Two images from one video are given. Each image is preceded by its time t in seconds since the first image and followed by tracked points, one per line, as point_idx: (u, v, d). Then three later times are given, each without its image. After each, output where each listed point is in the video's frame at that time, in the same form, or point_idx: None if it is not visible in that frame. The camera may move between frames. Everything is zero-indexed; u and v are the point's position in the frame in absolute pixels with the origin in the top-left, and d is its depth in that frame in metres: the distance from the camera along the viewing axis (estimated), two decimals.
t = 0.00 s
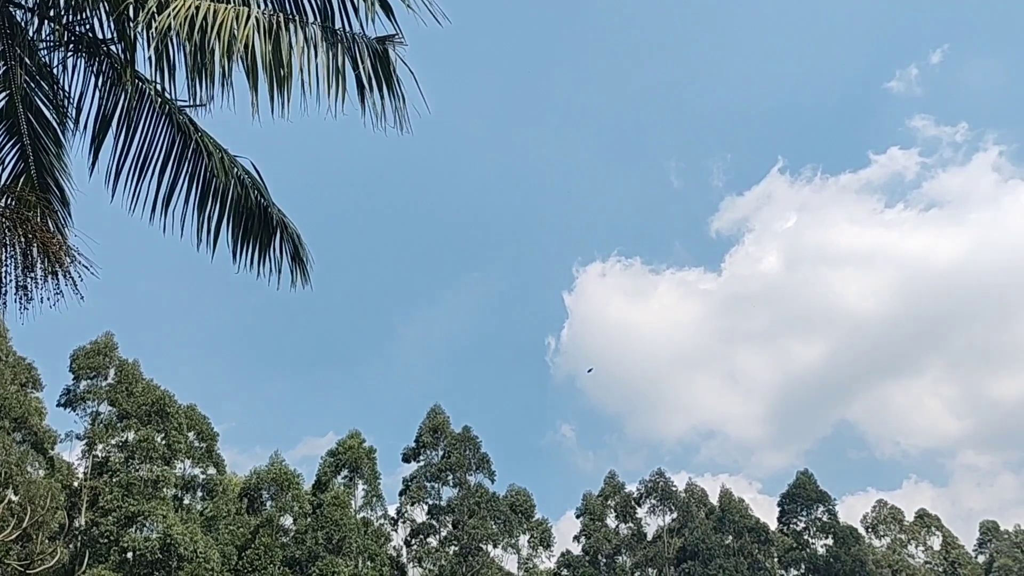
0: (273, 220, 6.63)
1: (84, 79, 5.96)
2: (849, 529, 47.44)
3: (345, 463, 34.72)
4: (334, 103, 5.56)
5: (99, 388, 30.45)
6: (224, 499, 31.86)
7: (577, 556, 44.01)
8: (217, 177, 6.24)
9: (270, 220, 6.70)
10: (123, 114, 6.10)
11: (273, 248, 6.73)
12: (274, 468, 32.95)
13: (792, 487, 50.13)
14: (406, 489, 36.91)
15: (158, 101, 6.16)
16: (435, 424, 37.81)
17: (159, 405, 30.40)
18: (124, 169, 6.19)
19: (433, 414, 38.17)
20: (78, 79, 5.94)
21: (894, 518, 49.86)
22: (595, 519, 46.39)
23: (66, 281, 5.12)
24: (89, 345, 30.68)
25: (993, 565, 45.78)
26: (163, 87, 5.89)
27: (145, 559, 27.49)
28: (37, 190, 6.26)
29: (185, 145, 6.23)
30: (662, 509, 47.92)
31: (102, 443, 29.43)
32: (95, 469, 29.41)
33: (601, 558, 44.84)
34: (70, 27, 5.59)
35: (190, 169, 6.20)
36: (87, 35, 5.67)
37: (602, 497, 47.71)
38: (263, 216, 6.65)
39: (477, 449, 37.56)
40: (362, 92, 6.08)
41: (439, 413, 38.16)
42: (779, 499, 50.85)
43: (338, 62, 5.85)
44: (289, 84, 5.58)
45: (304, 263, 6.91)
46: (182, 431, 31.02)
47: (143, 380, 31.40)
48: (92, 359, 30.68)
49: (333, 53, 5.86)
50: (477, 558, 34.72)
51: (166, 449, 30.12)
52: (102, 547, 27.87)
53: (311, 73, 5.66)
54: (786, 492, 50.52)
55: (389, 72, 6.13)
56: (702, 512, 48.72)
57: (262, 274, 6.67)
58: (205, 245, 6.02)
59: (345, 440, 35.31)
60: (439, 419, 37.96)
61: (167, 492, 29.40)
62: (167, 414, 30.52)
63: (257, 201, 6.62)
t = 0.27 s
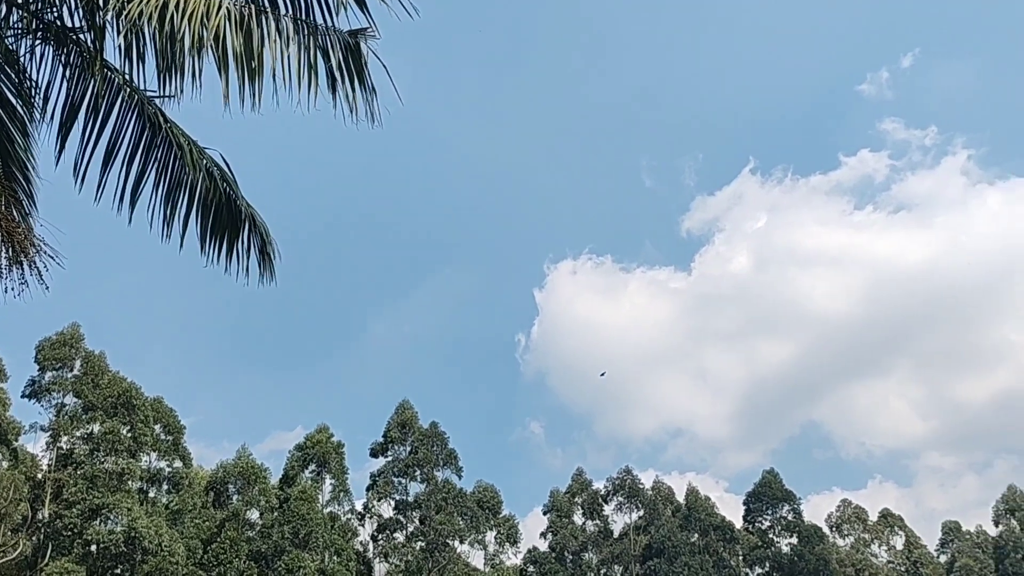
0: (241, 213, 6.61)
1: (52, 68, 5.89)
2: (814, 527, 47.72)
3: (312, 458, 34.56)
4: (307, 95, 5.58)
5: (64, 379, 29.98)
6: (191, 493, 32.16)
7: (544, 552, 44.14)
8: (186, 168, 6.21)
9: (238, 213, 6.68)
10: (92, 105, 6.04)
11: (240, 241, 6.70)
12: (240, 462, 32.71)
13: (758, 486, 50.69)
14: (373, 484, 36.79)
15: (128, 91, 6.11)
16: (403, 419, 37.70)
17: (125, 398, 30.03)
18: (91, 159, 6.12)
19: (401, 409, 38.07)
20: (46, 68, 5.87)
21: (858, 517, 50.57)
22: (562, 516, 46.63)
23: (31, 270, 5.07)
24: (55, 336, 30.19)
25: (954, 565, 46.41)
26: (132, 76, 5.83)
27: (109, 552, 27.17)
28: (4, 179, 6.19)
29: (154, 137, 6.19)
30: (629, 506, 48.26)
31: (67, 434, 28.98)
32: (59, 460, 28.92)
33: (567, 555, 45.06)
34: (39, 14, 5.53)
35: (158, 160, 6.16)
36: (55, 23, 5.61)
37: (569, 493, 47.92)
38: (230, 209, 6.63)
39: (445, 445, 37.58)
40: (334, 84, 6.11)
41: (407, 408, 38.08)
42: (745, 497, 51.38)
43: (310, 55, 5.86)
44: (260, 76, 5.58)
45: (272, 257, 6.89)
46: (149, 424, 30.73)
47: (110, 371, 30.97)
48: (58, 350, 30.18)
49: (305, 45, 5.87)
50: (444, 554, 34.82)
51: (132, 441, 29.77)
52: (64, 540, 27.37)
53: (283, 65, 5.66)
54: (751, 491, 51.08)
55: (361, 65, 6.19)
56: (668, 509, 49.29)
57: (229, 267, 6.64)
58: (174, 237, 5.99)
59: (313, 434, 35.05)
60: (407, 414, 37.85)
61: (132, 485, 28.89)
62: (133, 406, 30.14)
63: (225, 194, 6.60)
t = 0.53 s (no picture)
0: (213, 207, 6.58)
1: (22, 57, 5.81)
2: (782, 527, 48.28)
3: (283, 454, 34.34)
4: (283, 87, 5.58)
5: (32, 372, 29.51)
6: (159, 489, 31.29)
7: (514, 549, 44.23)
8: (159, 160, 6.17)
9: (210, 207, 6.65)
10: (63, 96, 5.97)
11: (213, 236, 6.66)
12: (210, 457, 32.49)
13: (728, 486, 51.17)
14: (344, 480, 36.68)
15: (100, 83, 6.06)
16: (374, 416, 37.62)
17: (95, 391, 29.57)
18: (62, 151, 6.04)
19: (373, 405, 37.92)
20: (17, 57, 5.79)
21: (826, 518, 51.28)
22: (532, 514, 46.77)
23: None
24: (23, 328, 29.65)
25: (919, 565, 47.08)
26: (105, 68, 5.79)
27: (77, 546, 26.89)
28: None
29: (127, 128, 6.15)
30: (599, 505, 48.52)
31: (35, 428, 28.50)
32: (26, 454, 28.37)
33: (537, 552, 45.23)
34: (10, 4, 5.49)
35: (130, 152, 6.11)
36: (27, 12, 5.56)
37: (540, 491, 48.09)
38: (203, 203, 6.60)
39: (416, 442, 37.49)
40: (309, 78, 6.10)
41: (379, 405, 37.95)
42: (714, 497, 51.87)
43: (285, 48, 5.86)
44: (235, 69, 5.56)
45: (244, 251, 6.85)
46: (118, 418, 30.27)
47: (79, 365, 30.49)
48: (27, 343, 29.68)
49: (279, 39, 5.86)
50: (413, 551, 34.77)
51: (101, 435, 29.42)
52: (31, 534, 26.88)
53: (257, 59, 5.65)
54: (721, 490, 51.55)
55: (336, 60, 6.19)
56: (638, 508, 49.70)
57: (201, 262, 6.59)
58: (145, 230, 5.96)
59: (284, 429, 34.78)
60: (378, 411, 37.78)
61: (101, 479, 28.61)
62: (103, 400, 29.71)
63: (198, 188, 6.57)
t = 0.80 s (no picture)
0: (181, 199, 6.54)
1: None
2: (745, 527, 48.87)
3: (249, 447, 34.07)
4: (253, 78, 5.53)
5: None
6: (122, 482, 30.91)
7: (479, 546, 44.32)
8: (126, 149, 6.12)
9: (178, 199, 6.61)
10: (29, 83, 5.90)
11: (180, 228, 6.62)
12: (175, 450, 32.15)
13: (693, 485, 51.73)
14: (309, 475, 36.48)
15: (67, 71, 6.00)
16: (341, 410, 37.45)
17: (58, 382, 29.16)
18: (27, 138, 5.97)
19: (339, 400, 37.79)
20: None
21: (790, 518, 52.04)
22: (498, 511, 46.89)
23: None
24: None
25: (880, 565, 47.96)
26: (73, 56, 5.67)
27: (38, 538, 26.23)
28: None
29: (94, 119, 6.10)
30: (565, 502, 48.76)
31: None
32: None
33: (502, 549, 45.60)
34: None
35: (97, 141, 6.06)
36: None
37: (506, 488, 48.26)
38: (171, 195, 6.55)
39: (382, 437, 37.41)
40: (281, 72, 6.06)
41: (345, 400, 37.82)
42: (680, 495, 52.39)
43: (257, 41, 5.83)
44: (205, 60, 5.53)
45: (212, 244, 6.81)
46: (82, 410, 30.02)
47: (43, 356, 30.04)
48: None
49: (251, 31, 5.83)
50: (378, 547, 34.61)
51: (64, 427, 29.03)
52: None
53: (228, 51, 5.62)
54: (686, 489, 52.08)
55: (310, 53, 6.11)
56: (604, 506, 50.08)
57: (168, 254, 6.55)
58: (113, 221, 5.90)
59: (250, 423, 34.54)
60: (345, 405, 37.61)
61: (62, 471, 28.11)
62: (66, 391, 29.30)
63: (165, 180, 6.52)
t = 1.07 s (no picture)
0: (153, 186, 6.50)
1: None
2: (715, 520, 49.43)
3: (219, 438, 33.79)
4: (227, 67, 5.53)
5: None
6: (90, 471, 31.66)
7: (449, 538, 44.38)
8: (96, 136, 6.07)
9: (150, 187, 6.56)
10: None
11: (152, 216, 6.59)
12: (144, 440, 31.69)
13: (664, 478, 52.22)
14: (280, 466, 36.27)
15: (37, 56, 5.92)
16: (312, 401, 37.29)
17: (26, 371, 28.66)
18: None
19: (310, 392, 37.67)
20: None
21: (759, 512, 52.70)
22: (468, 504, 47.02)
23: None
24: None
25: (847, 559, 48.93)
26: (43, 42, 5.61)
27: (3, 529, 25.73)
28: None
29: (66, 105, 6.03)
30: (536, 495, 48.96)
31: None
32: None
33: (472, 542, 45.60)
34: None
35: (68, 127, 5.99)
36: None
37: (476, 481, 48.38)
38: (142, 182, 6.51)
39: (352, 429, 37.33)
40: (254, 61, 6.03)
41: (316, 391, 37.67)
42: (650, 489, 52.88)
43: (231, 29, 5.80)
44: (177, 48, 5.50)
45: (184, 232, 6.79)
46: (50, 400, 29.47)
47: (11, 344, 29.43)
48: None
49: (224, 20, 5.80)
50: (348, 538, 34.45)
51: (32, 416, 28.70)
52: None
53: (201, 39, 5.59)
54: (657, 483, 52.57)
55: (283, 42, 6.10)
56: (574, 499, 50.40)
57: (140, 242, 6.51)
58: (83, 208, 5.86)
59: (221, 414, 34.26)
60: (316, 397, 37.49)
61: (30, 461, 27.93)
62: (35, 380, 28.81)
63: (137, 167, 6.47)
